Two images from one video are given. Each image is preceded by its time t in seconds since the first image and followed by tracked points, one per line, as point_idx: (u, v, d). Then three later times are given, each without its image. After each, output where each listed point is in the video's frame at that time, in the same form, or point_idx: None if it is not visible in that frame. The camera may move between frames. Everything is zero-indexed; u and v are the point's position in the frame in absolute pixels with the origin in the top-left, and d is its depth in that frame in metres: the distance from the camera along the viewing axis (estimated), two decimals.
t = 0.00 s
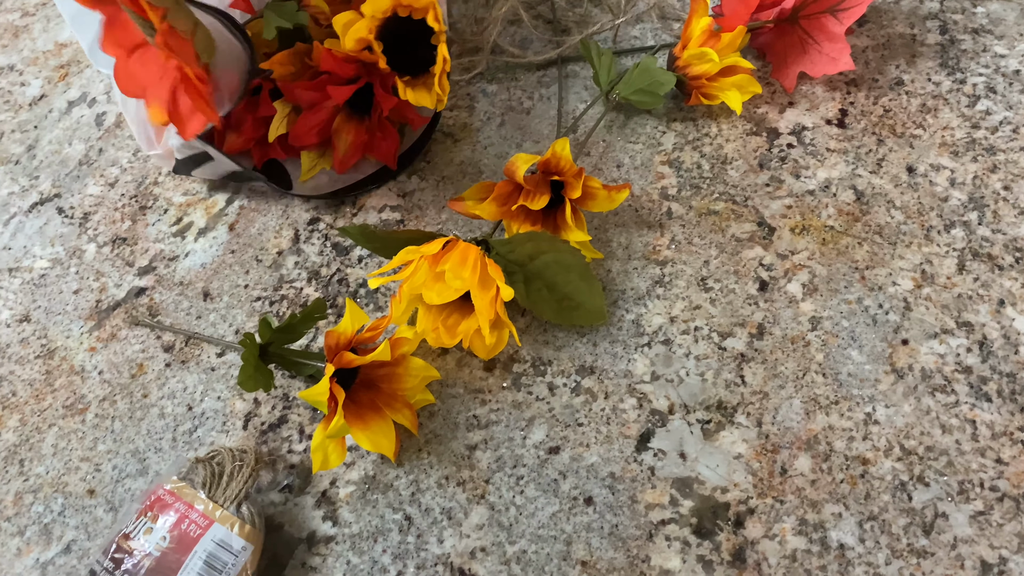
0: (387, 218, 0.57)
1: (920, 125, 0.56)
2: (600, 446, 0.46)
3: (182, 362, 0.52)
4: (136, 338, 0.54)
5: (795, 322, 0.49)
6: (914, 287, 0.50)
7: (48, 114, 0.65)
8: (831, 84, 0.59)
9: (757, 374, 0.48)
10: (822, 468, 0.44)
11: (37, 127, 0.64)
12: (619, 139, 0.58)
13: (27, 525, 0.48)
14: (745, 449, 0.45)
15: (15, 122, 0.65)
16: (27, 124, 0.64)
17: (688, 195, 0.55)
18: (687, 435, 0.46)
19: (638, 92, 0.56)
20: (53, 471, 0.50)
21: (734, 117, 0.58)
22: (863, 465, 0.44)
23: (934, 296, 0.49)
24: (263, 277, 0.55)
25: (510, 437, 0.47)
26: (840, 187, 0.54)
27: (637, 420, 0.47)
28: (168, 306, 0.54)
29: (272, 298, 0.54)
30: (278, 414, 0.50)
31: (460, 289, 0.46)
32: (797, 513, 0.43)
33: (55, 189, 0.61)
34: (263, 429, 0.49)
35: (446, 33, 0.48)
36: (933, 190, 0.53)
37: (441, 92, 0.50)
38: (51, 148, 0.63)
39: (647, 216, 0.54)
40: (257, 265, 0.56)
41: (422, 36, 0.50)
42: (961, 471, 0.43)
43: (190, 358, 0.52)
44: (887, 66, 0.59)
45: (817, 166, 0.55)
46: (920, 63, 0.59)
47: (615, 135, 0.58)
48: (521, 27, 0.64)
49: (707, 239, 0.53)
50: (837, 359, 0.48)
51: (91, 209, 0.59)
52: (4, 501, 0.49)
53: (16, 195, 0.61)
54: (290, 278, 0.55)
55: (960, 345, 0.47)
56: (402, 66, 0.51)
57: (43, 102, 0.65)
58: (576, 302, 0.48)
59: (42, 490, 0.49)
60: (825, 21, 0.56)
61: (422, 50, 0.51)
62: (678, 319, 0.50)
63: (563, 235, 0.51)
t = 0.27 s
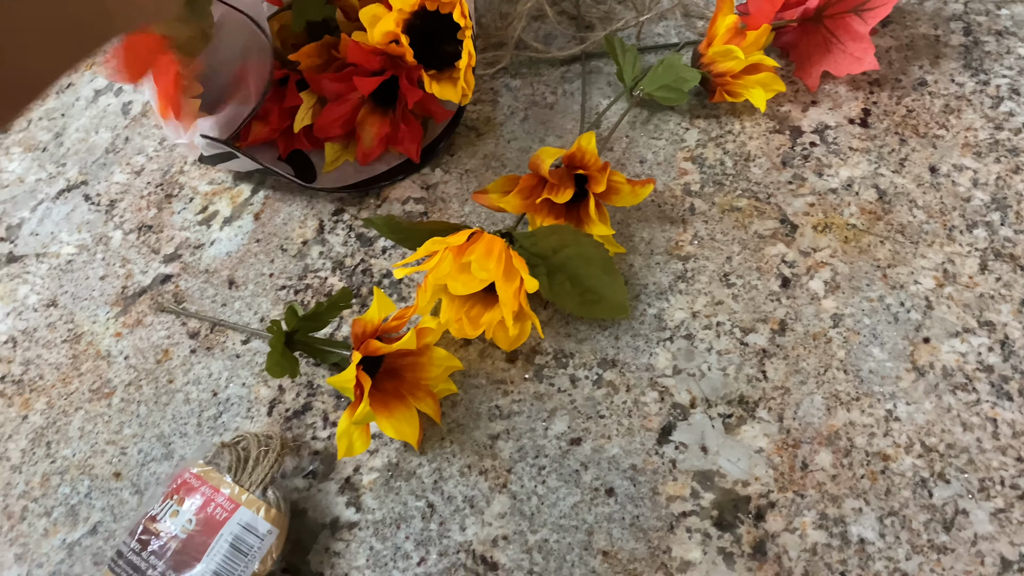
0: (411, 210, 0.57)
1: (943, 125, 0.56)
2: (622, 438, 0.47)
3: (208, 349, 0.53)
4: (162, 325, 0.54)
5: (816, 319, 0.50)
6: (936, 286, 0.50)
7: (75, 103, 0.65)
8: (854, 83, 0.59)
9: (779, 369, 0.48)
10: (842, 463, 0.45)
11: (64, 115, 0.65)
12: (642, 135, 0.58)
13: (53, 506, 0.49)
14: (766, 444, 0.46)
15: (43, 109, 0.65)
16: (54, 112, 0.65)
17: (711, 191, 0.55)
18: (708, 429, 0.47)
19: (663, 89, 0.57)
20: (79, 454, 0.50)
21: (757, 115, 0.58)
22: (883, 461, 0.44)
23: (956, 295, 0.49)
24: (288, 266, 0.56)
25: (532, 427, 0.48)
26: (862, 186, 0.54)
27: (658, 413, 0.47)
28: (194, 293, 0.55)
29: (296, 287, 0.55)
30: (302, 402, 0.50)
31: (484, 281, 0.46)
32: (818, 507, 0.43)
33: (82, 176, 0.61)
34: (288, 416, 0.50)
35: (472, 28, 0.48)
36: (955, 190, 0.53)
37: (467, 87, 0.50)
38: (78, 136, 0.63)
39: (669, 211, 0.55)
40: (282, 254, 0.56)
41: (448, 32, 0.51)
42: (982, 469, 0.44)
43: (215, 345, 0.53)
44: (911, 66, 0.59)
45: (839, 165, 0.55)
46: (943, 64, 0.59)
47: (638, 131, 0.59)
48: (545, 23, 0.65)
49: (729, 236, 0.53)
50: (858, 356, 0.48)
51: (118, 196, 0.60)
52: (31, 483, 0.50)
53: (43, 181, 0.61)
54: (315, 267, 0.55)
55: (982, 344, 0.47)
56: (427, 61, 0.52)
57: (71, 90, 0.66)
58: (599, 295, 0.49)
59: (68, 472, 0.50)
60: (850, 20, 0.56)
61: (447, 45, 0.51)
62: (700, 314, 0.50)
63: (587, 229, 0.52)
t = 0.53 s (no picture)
0: (445, 238, 0.58)
1: (980, 168, 0.56)
2: (655, 478, 0.47)
3: (241, 373, 0.53)
4: (196, 347, 0.55)
5: (850, 363, 0.50)
6: (972, 333, 0.50)
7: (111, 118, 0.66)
8: (891, 122, 0.59)
9: (812, 413, 0.48)
10: (876, 512, 0.45)
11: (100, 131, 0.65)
12: (677, 168, 0.58)
13: (87, 528, 0.49)
14: (799, 489, 0.46)
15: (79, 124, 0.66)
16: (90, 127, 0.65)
17: (746, 228, 0.55)
18: (742, 473, 0.47)
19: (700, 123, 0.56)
20: (112, 476, 0.51)
21: (793, 152, 0.58)
22: (917, 512, 0.45)
23: (992, 343, 0.49)
24: (321, 292, 0.56)
25: (565, 465, 0.48)
26: (898, 228, 0.54)
27: (691, 454, 0.48)
28: (228, 316, 0.56)
29: (330, 313, 0.55)
30: (335, 430, 0.50)
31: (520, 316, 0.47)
32: (851, 556, 0.44)
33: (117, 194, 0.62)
34: (320, 444, 0.50)
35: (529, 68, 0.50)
36: (992, 235, 0.53)
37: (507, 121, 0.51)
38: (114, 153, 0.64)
39: (704, 247, 0.55)
40: (316, 279, 0.56)
41: (497, 67, 0.51)
42: (1015, 523, 0.44)
43: (249, 370, 0.53)
44: (948, 106, 0.59)
45: (875, 206, 0.55)
46: (981, 104, 0.58)
47: (673, 164, 0.59)
48: (580, 51, 0.65)
49: (764, 274, 0.53)
50: (892, 402, 0.48)
51: (153, 215, 0.60)
52: (65, 504, 0.50)
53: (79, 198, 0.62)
54: (348, 293, 0.56)
55: (1018, 394, 0.47)
56: (472, 94, 0.51)
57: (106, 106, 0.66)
58: (632, 331, 0.49)
59: (101, 494, 0.50)
60: (888, 61, 0.57)
61: (495, 80, 0.51)
62: (734, 354, 0.51)
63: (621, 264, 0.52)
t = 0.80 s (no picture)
0: (476, 299, 0.57)
1: (1021, 246, 0.55)
2: (686, 562, 0.47)
3: (270, 434, 0.53)
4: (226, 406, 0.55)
5: (886, 448, 0.49)
6: (1011, 421, 0.49)
7: (144, 163, 0.66)
8: (929, 195, 0.58)
9: (847, 500, 0.48)
10: None
11: (133, 175, 0.65)
12: (712, 235, 0.58)
13: None
14: None
15: (112, 168, 0.66)
16: (123, 172, 0.66)
17: (781, 301, 0.55)
18: (775, 560, 0.46)
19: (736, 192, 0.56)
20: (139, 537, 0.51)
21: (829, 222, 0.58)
22: None
23: None
24: (351, 351, 0.56)
25: (596, 544, 0.48)
26: (936, 307, 0.54)
27: (724, 538, 0.47)
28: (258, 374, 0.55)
29: (360, 374, 0.55)
30: (363, 498, 0.50)
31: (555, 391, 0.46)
32: None
33: (149, 242, 0.62)
34: (348, 512, 0.50)
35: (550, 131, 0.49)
36: None
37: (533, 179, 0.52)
38: (146, 199, 0.64)
39: (739, 320, 0.54)
40: (346, 337, 0.56)
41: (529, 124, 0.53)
42: None
43: (277, 431, 0.53)
44: (988, 180, 0.58)
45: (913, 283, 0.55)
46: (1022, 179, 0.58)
47: (707, 231, 0.58)
48: (614, 110, 0.65)
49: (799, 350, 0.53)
50: (930, 491, 0.47)
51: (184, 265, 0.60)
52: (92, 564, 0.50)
53: (111, 245, 0.62)
54: (378, 354, 0.55)
55: None
56: (506, 144, 0.54)
57: (139, 150, 0.67)
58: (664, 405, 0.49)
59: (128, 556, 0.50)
60: (928, 134, 0.56)
61: (529, 136, 0.53)
62: (768, 434, 0.50)
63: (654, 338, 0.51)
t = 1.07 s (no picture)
0: (483, 326, 0.56)
1: None
2: None
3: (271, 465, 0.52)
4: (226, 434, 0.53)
5: (906, 489, 0.47)
6: None
7: (147, 181, 0.65)
8: (950, 225, 0.57)
9: (866, 543, 0.46)
10: None
11: (136, 194, 0.64)
12: (725, 264, 0.57)
13: None
14: None
15: (115, 186, 0.65)
16: (127, 190, 0.65)
17: (797, 333, 0.53)
18: None
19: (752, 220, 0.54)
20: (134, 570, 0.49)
21: (847, 252, 0.57)
22: None
23: None
24: (356, 379, 0.55)
25: None
26: (957, 342, 0.52)
27: None
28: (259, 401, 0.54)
29: (363, 403, 0.54)
30: (365, 533, 0.49)
31: (564, 428, 0.44)
32: None
33: (150, 263, 0.61)
34: (349, 548, 0.48)
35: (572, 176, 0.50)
36: None
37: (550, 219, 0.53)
38: (149, 219, 0.63)
39: (753, 352, 0.53)
40: (351, 364, 0.55)
41: (546, 162, 0.54)
42: None
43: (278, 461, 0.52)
44: (1010, 210, 0.57)
45: (933, 316, 0.53)
46: None
47: (721, 260, 0.57)
48: (626, 133, 0.64)
49: (816, 385, 0.51)
50: (952, 535, 0.46)
51: (187, 288, 0.59)
52: None
53: (112, 265, 0.61)
54: (382, 382, 0.54)
55: None
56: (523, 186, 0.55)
57: (143, 167, 0.66)
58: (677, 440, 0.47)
59: None
60: (950, 162, 0.54)
61: (545, 174, 0.54)
62: (784, 473, 0.48)
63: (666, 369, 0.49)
